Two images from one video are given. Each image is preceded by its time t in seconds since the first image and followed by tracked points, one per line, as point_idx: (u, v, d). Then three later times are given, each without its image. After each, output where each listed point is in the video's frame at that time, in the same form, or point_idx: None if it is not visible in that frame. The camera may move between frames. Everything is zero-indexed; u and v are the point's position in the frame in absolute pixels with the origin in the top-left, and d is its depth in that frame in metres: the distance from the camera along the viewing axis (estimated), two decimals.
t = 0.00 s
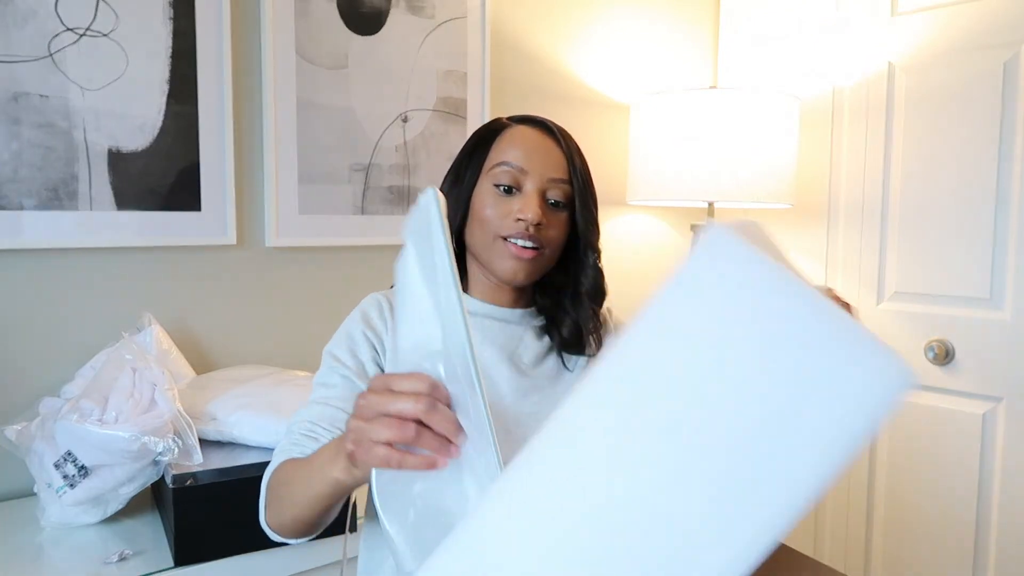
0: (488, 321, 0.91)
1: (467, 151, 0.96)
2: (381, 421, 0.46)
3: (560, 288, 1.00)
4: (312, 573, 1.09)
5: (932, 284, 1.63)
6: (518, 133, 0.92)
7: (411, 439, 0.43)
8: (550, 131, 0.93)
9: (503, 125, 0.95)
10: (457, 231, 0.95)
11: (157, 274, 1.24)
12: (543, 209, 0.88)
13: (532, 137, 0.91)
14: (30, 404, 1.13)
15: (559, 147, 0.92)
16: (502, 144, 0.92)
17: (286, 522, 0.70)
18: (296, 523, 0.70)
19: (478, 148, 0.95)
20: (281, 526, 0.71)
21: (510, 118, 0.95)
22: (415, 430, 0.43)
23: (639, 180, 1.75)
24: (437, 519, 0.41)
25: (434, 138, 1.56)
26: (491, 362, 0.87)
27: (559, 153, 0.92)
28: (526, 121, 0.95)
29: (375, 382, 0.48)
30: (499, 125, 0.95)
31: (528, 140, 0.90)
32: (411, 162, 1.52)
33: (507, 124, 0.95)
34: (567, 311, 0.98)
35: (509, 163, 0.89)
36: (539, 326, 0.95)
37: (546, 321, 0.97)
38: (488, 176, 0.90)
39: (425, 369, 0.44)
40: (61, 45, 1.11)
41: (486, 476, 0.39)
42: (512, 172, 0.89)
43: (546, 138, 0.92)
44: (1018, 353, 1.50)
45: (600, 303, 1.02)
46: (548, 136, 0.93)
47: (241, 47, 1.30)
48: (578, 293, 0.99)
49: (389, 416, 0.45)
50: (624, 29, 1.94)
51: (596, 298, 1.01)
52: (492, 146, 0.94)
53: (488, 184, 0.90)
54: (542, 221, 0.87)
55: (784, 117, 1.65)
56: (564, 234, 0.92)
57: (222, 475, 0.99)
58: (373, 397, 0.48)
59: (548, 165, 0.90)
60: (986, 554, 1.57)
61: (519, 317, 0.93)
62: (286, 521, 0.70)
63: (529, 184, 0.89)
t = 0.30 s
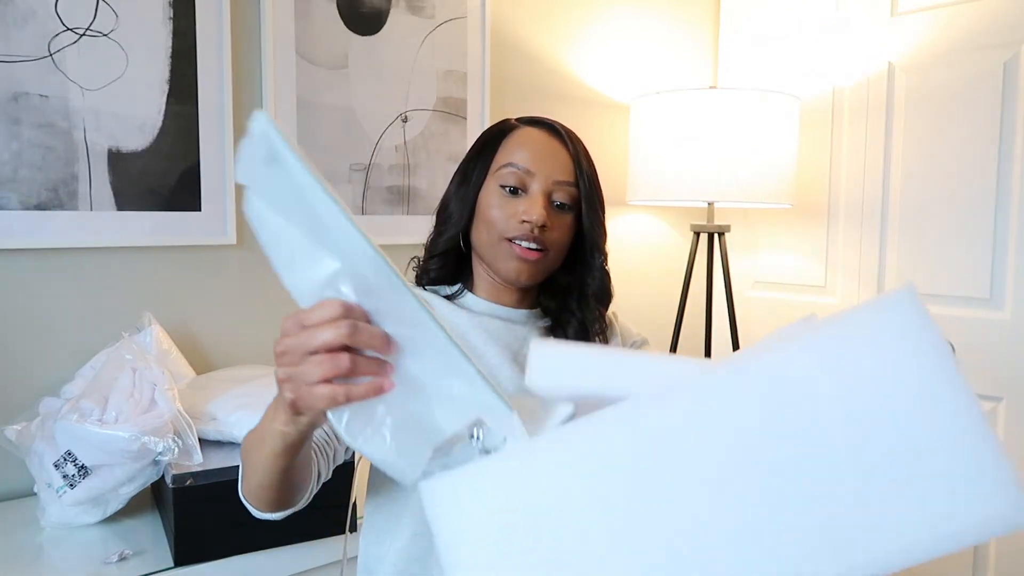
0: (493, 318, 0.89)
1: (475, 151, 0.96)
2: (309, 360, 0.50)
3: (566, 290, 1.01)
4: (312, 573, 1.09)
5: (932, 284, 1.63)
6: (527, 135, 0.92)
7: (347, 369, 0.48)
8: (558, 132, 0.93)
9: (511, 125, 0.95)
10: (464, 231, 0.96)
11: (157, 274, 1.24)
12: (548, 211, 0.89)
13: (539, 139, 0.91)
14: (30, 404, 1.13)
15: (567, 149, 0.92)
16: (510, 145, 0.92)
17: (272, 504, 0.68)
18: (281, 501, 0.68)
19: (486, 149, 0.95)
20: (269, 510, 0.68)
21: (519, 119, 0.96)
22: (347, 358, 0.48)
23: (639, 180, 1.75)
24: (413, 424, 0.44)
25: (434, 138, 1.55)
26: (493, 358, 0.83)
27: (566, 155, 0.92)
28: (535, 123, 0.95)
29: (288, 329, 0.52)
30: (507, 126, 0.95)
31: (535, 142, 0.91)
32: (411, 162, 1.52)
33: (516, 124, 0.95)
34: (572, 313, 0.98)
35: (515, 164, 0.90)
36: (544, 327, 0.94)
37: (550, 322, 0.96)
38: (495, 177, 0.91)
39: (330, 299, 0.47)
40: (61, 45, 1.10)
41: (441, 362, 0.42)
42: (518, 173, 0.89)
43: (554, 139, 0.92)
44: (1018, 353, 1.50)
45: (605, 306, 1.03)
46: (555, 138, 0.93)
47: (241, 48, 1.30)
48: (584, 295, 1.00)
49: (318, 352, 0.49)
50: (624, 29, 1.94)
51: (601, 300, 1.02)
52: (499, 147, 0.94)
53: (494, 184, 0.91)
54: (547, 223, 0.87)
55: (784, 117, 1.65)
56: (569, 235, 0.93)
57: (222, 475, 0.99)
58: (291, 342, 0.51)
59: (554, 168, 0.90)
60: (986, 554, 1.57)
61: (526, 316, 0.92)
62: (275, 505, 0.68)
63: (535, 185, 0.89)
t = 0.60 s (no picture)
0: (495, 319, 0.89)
1: (474, 152, 0.96)
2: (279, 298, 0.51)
3: (567, 291, 1.02)
4: (312, 573, 1.09)
5: (932, 284, 1.63)
6: (526, 138, 0.92)
7: (316, 304, 0.49)
8: (557, 135, 0.93)
9: (511, 127, 0.95)
10: (464, 233, 0.96)
11: (157, 274, 1.24)
12: (545, 217, 0.89)
13: (538, 142, 0.91)
14: (30, 404, 1.13)
15: (565, 153, 0.92)
16: (508, 148, 0.92)
17: (269, 485, 0.68)
18: (277, 479, 0.68)
19: (485, 151, 0.95)
20: (266, 491, 0.68)
21: (519, 120, 0.95)
22: (316, 293, 0.49)
23: (639, 180, 1.75)
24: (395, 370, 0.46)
25: (434, 139, 1.56)
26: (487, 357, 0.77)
27: (565, 159, 0.92)
28: (534, 124, 0.94)
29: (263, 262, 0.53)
30: (506, 127, 0.95)
31: (534, 146, 0.91)
32: (411, 162, 1.52)
33: (516, 126, 0.95)
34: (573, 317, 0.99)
35: (514, 170, 0.90)
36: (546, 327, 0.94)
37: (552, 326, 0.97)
38: (493, 182, 0.91)
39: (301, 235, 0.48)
40: (61, 45, 1.10)
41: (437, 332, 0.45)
42: (516, 178, 0.89)
43: (553, 142, 0.92)
44: (1017, 353, 1.50)
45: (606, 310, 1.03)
46: (554, 140, 0.93)
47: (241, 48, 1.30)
48: (585, 296, 1.01)
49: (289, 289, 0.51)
50: (624, 29, 1.94)
51: (603, 303, 1.02)
52: (498, 150, 0.94)
53: (492, 189, 0.91)
54: (543, 230, 0.87)
55: (783, 117, 1.65)
56: (567, 240, 0.93)
57: (222, 475, 0.99)
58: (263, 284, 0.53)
59: (551, 173, 0.90)
60: (986, 554, 1.57)
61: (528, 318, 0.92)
62: (272, 485, 0.68)
63: (533, 191, 0.90)
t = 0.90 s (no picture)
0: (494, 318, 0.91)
1: (472, 154, 0.96)
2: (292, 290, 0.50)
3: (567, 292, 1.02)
4: (313, 573, 1.10)
5: (932, 284, 1.63)
6: (523, 139, 0.92)
7: (331, 291, 0.49)
8: (555, 135, 0.92)
9: (509, 128, 0.95)
10: (463, 234, 0.96)
11: (157, 274, 1.24)
12: (543, 218, 0.89)
13: (536, 143, 0.91)
14: (30, 404, 1.13)
15: (562, 153, 0.92)
16: (505, 150, 0.92)
17: (266, 469, 0.68)
18: (274, 464, 0.68)
19: (482, 153, 0.95)
20: (262, 476, 0.68)
21: (515, 121, 0.95)
22: (332, 279, 0.48)
23: (639, 180, 1.75)
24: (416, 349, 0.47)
25: (434, 139, 1.56)
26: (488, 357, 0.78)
27: (562, 159, 0.92)
28: (531, 125, 0.94)
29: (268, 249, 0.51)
30: (502, 128, 0.95)
31: (531, 147, 0.91)
32: (411, 162, 1.52)
33: (513, 127, 0.95)
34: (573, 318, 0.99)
35: (511, 172, 0.90)
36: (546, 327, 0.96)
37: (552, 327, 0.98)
38: (490, 183, 0.91)
39: (308, 219, 0.47)
40: (61, 45, 1.10)
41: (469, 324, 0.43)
42: (513, 180, 0.89)
43: (551, 142, 0.92)
44: (1017, 353, 1.50)
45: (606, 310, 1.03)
46: (551, 141, 0.92)
47: (241, 47, 1.30)
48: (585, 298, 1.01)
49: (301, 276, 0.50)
50: (624, 29, 1.94)
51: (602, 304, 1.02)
52: (495, 151, 0.94)
53: (490, 191, 0.91)
54: (541, 231, 0.87)
55: (783, 117, 1.65)
56: (567, 241, 0.93)
57: (222, 475, 0.99)
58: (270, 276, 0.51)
59: (549, 174, 0.90)
60: (986, 554, 1.57)
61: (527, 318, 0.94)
62: (268, 471, 0.68)
63: (531, 192, 0.90)
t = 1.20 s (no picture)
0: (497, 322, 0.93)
1: (476, 153, 0.96)
2: (257, 303, 0.51)
3: (572, 291, 1.04)
4: (313, 573, 1.10)
5: (932, 284, 1.63)
6: (527, 139, 0.92)
7: (298, 292, 0.49)
8: (559, 134, 0.92)
9: (513, 126, 0.95)
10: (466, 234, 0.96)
11: (156, 274, 1.24)
12: (547, 218, 0.89)
13: (540, 143, 0.91)
14: (30, 404, 1.13)
15: (567, 153, 0.92)
16: (509, 149, 0.92)
17: (270, 479, 0.68)
18: (278, 472, 0.68)
19: (486, 152, 0.95)
20: (267, 486, 0.68)
21: (519, 120, 0.95)
22: (294, 283, 0.49)
23: (639, 180, 1.75)
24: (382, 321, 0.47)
25: (434, 139, 1.56)
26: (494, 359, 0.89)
27: (567, 158, 0.92)
28: (535, 124, 0.94)
29: (220, 271, 0.50)
30: (506, 127, 0.95)
31: (535, 147, 0.90)
32: (411, 162, 1.52)
33: (517, 125, 0.94)
34: (578, 318, 1.01)
35: (515, 171, 0.89)
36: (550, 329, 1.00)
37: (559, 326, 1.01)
38: (494, 183, 0.91)
39: (253, 232, 0.47)
40: (61, 45, 1.10)
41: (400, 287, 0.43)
42: (517, 180, 0.89)
43: (555, 141, 0.92)
44: (1017, 353, 1.50)
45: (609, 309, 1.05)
46: (555, 141, 0.92)
47: (241, 47, 1.30)
48: (590, 298, 1.03)
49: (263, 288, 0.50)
50: (624, 29, 1.94)
51: (605, 304, 1.04)
52: (500, 151, 0.94)
53: (493, 190, 0.90)
54: (546, 231, 0.87)
55: (784, 117, 1.65)
56: (570, 240, 0.93)
57: (223, 475, 0.99)
58: (230, 297, 0.51)
59: (553, 174, 0.90)
60: (986, 554, 1.57)
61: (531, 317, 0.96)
62: (272, 480, 0.68)
63: (535, 192, 0.89)
